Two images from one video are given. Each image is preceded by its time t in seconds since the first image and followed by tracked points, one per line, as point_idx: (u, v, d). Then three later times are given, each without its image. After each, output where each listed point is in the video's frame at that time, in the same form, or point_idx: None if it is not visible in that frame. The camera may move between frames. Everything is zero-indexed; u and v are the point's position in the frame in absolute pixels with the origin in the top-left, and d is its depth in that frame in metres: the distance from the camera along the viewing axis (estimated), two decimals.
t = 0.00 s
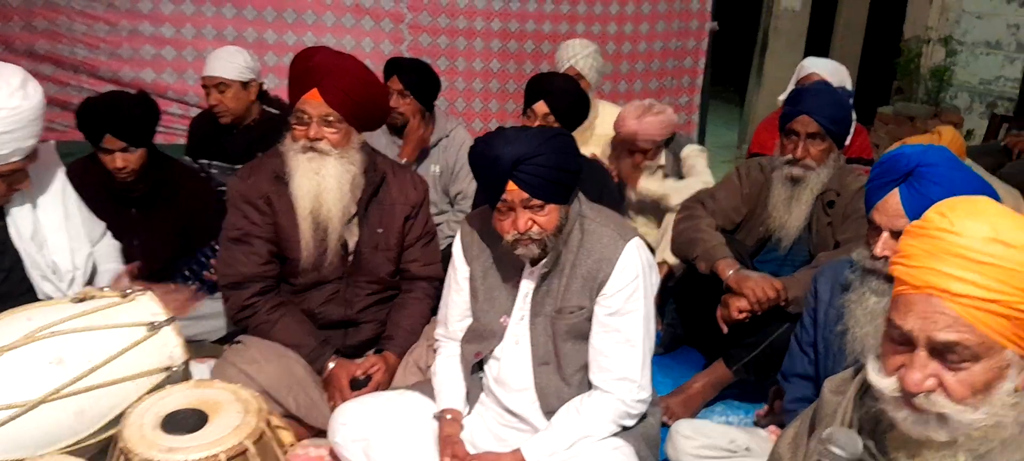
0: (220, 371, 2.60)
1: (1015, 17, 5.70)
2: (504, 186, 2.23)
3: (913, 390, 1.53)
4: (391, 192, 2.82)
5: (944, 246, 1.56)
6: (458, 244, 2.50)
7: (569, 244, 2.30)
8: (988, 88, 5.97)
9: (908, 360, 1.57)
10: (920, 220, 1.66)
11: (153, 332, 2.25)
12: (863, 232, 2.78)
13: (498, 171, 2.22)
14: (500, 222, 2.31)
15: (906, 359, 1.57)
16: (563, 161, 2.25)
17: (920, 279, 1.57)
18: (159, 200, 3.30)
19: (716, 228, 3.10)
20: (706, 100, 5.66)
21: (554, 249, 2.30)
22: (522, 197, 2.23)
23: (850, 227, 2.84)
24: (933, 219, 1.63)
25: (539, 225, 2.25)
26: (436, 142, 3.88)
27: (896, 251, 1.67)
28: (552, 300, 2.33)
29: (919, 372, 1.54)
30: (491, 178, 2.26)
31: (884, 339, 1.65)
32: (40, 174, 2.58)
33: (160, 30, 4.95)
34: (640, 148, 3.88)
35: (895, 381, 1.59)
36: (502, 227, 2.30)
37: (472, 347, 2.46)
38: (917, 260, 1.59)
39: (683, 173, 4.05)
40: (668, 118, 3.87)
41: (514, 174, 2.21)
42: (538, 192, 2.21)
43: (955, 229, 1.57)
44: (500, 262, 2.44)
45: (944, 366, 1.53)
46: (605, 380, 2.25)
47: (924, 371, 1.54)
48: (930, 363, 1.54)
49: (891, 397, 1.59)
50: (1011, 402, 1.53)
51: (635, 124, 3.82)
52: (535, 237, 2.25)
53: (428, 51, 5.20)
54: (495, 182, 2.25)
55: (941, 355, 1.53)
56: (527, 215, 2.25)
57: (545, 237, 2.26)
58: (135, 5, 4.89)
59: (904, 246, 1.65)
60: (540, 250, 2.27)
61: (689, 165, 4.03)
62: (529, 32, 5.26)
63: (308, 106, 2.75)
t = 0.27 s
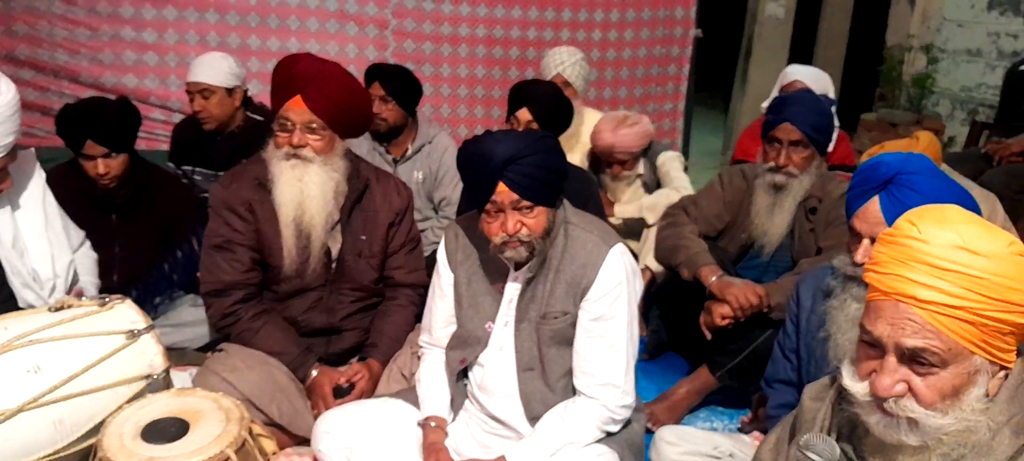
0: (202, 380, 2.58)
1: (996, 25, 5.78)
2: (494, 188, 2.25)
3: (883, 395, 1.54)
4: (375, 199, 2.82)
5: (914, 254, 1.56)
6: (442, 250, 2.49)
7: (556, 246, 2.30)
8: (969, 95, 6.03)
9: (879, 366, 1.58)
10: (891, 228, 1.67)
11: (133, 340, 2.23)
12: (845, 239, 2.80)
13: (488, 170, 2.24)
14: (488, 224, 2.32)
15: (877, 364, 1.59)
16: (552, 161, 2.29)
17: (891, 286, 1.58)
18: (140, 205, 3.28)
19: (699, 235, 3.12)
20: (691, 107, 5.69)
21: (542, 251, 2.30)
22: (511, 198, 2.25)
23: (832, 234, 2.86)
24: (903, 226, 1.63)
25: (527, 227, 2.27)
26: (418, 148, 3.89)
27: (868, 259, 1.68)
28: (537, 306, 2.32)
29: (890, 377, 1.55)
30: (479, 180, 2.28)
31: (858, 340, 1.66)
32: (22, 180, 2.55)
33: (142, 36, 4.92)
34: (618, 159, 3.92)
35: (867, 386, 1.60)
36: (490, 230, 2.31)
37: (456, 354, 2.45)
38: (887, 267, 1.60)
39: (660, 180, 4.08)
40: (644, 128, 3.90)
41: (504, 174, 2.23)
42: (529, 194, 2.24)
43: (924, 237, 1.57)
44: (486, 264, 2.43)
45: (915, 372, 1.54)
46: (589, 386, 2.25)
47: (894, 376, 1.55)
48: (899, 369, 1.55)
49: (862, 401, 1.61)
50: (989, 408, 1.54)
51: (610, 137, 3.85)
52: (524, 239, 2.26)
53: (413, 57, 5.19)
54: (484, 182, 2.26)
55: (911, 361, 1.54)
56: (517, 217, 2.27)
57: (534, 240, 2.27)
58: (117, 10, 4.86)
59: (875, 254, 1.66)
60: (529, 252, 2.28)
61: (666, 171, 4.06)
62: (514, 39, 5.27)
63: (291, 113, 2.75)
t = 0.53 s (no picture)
0: (189, 376, 2.57)
1: (987, 24, 5.80)
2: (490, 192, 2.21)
3: (922, 402, 1.54)
4: (365, 194, 2.80)
5: (942, 254, 1.56)
6: (434, 246, 2.48)
7: (549, 243, 2.29)
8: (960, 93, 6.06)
9: (911, 372, 1.57)
10: (903, 228, 1.65)
11: (120, 334, 2.23)
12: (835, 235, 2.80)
13: (486, 175, 2.20)
14: (483, 225, 2.29)
15: (906, 371, 1.58)
16: (547, 165, 2.27)
17: (922, 288, 1.56)
18: (127, 200, 3.26)
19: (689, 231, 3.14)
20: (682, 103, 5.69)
21: (536, 251, 2.28)
22: (509, 201, 2.22)
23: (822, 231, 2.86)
24: (919, 225, 1.62)
25: (523, 228, 2.25)
26: (407, 144, 3.86)
27: (882, 261, 1.64)
28: (529, 300, 2.31)
29: (924, 384, 1.55)
30: (473, 184, 2.23)
31: (874, 347, 1.64)
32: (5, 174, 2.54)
33: (132, 29, 4.89)
34: (604, 152, 3.90)
35: (895, 393, 1.59)
36: (485, 230, 2.29)
37: (446, 350, 2.44)
38: (913, 268, 1.58)
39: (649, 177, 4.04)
40: (629, 122, 3.88)
41: (502, 179, 2.19)
42: (525, 197, 2.21)
43: (949, 235, 1.57)
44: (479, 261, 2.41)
45: (949, 373, 1.55)
46: (579, 383, 2.24)
47: (931, 382, 1.55)
48: (935, 372, 1.55)
49: (888, 409, 1.60)
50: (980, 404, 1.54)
51: (596, 129, 3.84)
52: (520, 240, 2.24)
53: (405, 52, 5.18)
54: (481, 186, 2.22)
55: (945, 363, 1.55)
56: (513, 219, 2.24)
57: (529, 240, 2.26)
58: (106, 3, 4.82)
59: (892, 255, 1.63)
60: (523, 252, 2.27)
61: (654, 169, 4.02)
62: (506, 35, 5.26)
63: (279, 107, 2.73)
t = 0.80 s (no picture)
0: (176, 372, 2.58)
1: (969, 23, 5.88)
2: (474, 190, 2.23)
3: (916, 401, 1.57)
4: (352, 190, 2.82)
5: (938, 253, 1.60)
6: (420, 243, 2.50)
7: (534, 241, 2.32)
8: (942, 92, 6.14)
9: (904, 371, 1.59)
10: (897, 228, 1.68)
11: (107, 331, 2.24)
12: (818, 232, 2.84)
13: (470, 173, 2.22)
14: (469, 223, 2.30)
15: (899, 370, 1.60)
16: (532, 163, 2.29)
17: (920, 288, 1.59)
18: (114, 196, 3.25)
19: (674, 228, 3.16)
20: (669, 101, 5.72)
21: (521, 249, 2.31)
22: (493, 200, 2.24)
23: (805, 227, 2.90)
24: (913, 225, 1.66)
25: (508, 227, 2.27)
26: (394, 140, 3.87)
27: (876, 260, 1.67)
28: (513, 299, 2.34)
29: (918, 383, 1.57)
30: (458, 185, 2.25)
31: (865, 346, 1.66)
32: None
33: (119, 25, 4.87)
34: (587, 147, 3.92)
35: (888, 392, 1.61)
36: (470, 229, 2.30)
37: (432, 346, 2.46)
38: (910, 267, 1.61)
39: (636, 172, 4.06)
40: (612, 117, 3.90)
41: (486, 178, 2.22)
42: (509, 196, 2.23)
43: (943, 234, 1.62)
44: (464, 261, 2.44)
45: (941, 372, 1.57)
46: (564, 379, 2.26)
47: (925, 382, 1.57)
48: (929, 371, 1.58)
49: (878, 409, 1.62)
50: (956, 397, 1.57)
51: (578, 125, 3.86)
52: (504, 239, 2.26)
53: (393, 49, 5.18)
54: (462, 185, 2.25)
55: (938, 362, 1.57)
56: (498, 218, 2.26)
57: (513, 239, 2.28)
58: None
59: (886, 254, 1.66)
60: (507, 251, 2.28)
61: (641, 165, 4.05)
62: (495, 32, 5.28)
63: (266, 105, 2.73)
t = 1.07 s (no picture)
0: (162, 373, 2.56)
1: (953, 23, 5.90)
2: (452, 187, 2.25)
3: (903, 398, 1.57)
4: (338, 189, 2.82)
5: (932, 252, 1.62)
6: (406, 242, 2.51)
7: (517, 240, 2.32)
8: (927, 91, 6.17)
9: (892, 369, 1.61)
10: (894, 226, 1.71)
11: (90, 331, 2.23)
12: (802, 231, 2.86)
13: (447, 169, 2.24)
14: (449, 221, 2.32)
15: (888, 368, 1.62)
16: (512, 162, 2.29)
17: (913, 286, 1.61)
18: (99, 195, 3.23)
19: (659, 226, 3.18)
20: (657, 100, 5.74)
21: (503, 247, 2.31)
22: (470, 198, 2.25)
23: (789, 226, 2.92)
24: (910, 223, 1.68)
25: (486, 224, 2.28)
26: (381, 138, 3.87)
27: (872, 256, 1.70)
28: (499, 297, 2.34)
29: (905, 381, 1.58)
30: (440, 180, 2.27)
31: (856, 343, 1.68)
32: None
33: (104, 22, 4.84)
34: (573, 147, 3.93)
35: (875, 389, 1.62)
36: (449, 226, 2.32)
37: (417, 345, 2.47)
38: (904, 265, 1.63)
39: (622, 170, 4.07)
40: (595, 117, 3.91)
41: (462, 174, 2.23)
42: (485, 193, 2.24)
43: (939, 233, 1.63)
44: (447, 260, 2.45)
45: (929, 371, 1.59)
46: (549, 377, 2.27)
47: (912, 380, 1.58)
48: (916, 370, 1.59)
49: (866, 406, 1.63)
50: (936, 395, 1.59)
51: (563, 126, 3.87)
52: (483, 236, 2.28)
53: (380, 47, 5.18)
54: (443, 182, 2.27)
55: (927, 361, 1.58)
56: (476, 215, 2.27)
57: (492, 237, 2.29)
58: None
59: (881, 251, 1.68)
60: (487, 249, 2.30)
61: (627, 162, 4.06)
62: (482, 31, 5.27)
63: (251, 103, 2.72)
